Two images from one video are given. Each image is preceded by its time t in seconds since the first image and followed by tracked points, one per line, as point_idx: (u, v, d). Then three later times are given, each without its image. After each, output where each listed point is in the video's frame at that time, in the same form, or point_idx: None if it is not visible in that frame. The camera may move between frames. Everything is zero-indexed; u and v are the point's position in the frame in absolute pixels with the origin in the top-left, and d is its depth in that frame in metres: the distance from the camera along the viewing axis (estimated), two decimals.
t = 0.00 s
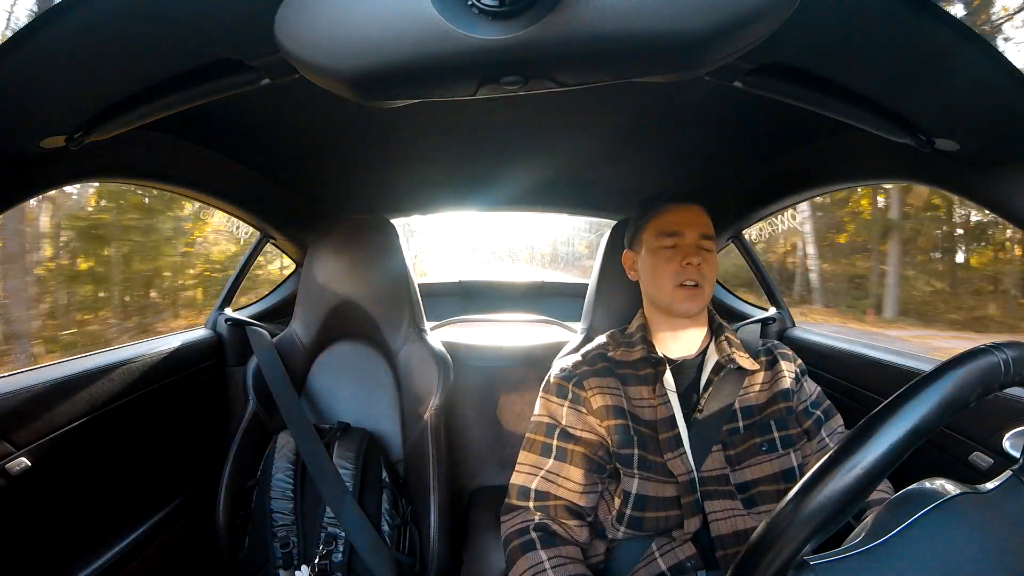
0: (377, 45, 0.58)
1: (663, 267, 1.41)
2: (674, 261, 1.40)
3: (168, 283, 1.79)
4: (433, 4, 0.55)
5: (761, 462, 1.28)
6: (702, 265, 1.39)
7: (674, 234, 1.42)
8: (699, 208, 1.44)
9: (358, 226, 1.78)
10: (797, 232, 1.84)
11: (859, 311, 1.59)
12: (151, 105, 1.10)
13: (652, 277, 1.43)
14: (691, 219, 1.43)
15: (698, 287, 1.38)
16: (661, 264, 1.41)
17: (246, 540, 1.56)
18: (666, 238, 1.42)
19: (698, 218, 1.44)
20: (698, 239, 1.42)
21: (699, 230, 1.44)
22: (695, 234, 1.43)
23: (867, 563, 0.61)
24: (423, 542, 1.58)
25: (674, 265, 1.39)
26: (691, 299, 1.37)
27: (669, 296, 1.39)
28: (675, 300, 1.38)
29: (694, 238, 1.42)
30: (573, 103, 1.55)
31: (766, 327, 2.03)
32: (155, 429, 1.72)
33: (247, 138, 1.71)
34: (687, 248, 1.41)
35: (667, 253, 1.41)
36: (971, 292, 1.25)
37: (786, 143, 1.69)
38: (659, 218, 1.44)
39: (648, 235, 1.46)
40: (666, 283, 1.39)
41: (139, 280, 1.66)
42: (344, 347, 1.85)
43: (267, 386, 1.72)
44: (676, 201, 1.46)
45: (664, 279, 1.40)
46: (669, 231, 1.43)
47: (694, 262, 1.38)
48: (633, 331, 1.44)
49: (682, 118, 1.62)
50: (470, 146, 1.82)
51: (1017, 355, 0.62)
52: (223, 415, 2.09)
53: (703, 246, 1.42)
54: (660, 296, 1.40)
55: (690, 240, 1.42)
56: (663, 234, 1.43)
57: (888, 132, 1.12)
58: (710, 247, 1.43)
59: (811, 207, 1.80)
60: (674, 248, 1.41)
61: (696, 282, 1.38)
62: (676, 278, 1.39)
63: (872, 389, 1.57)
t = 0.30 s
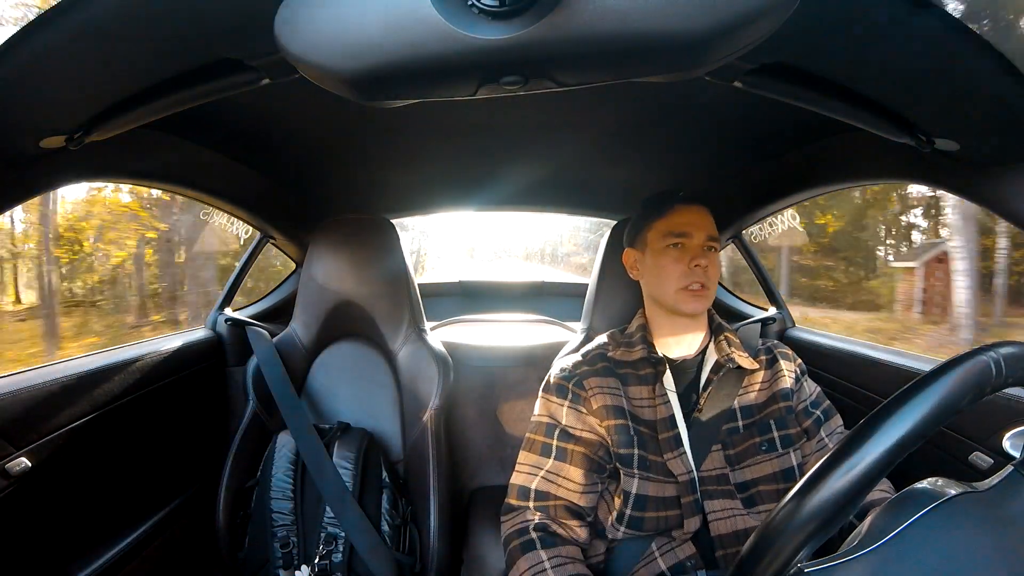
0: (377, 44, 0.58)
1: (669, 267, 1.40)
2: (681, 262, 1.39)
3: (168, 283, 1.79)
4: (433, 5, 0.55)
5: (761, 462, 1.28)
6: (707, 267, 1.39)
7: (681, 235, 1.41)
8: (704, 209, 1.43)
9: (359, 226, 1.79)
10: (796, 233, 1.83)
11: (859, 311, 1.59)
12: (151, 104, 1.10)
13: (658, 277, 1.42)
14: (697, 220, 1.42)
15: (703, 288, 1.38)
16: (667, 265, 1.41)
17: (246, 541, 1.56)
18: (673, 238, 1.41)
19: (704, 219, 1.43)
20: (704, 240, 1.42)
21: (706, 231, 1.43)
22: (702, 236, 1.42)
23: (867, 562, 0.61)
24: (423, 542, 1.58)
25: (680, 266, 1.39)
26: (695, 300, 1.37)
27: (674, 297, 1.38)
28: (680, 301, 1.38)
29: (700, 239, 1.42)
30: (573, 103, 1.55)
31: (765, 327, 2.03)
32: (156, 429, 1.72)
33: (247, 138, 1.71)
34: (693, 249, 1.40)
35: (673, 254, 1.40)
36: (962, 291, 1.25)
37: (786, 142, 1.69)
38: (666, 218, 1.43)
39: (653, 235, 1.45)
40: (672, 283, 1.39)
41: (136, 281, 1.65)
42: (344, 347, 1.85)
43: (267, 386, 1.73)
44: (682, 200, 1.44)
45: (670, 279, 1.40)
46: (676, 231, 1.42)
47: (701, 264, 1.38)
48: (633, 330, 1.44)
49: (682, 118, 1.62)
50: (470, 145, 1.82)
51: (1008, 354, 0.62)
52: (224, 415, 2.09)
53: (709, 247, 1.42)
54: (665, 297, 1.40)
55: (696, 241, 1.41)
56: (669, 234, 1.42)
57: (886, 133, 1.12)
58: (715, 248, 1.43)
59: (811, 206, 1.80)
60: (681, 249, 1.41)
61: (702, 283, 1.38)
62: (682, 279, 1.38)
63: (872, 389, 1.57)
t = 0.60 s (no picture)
0: (378, 44, 0.58)
1: (668, 270, 1.40)
2: (679, 265, 1.39)
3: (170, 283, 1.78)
4: (433, 4, 0.54)
5: (761, 462, 1.27)
6: (706, 269, 1.39)
7: (680, 237, 1.41)
8: (704, 210, 1.43)
9: (358, 226, 1.79)
10: (796, 233, 1.83)
11: (859, 311, 1.59)
12: (151, 103, 1.09)
13: (657, 279, 1.42)
14: (696, 222, 1.41)
15: (702, 291, 1.38)
16: (665, 267, 1.41)
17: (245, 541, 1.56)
18: (672, 241, 1.41)
19: (703, 221, 1.42)
20: (703, 242, 1.41)
21: (705, 233, 1.42)
22: (701, 238, 1.41)
23: (867, 563, 0.61)
24: (423, 542, 1.58)
25: (679, 269, 1.39)
26: (694, 303, 1.37)
27: (673, 300, 1.39)
28: (679, 304, 1.38)
29: (699, 241, 1.41)
30: (574, 104, 1.55)
31: (765, 327, 2.03)
32: (155, 429, 1.72)
33: (247, 138, 1.71)
34: (691, 252, 1.40)
35: (672, 257, 1.40)
36: (961, 291, 1.25)
37: (786, 142, 1.69)
38: (665, 219, 1.43)
39: (653, 237, 1.45)
40: (671, 286, 1.39)
41: (139, 282, 1.65)
42: (344, 347, 1.85)
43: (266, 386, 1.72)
44: (681, 202, 1.44)
45: (669, 282, 1.40)
46: (675, 234, 1.41)
47: (699, 267, 1.38)
48: (634, 331, 1.44)
49: (682, 118, 1.62)
50: (469, 145, 1.82)
51: (1009, 355, 0.62)
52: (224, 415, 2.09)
53: (708, 249, 1.41)
54: (665, 299, 1.40)
55: (695, 244, 1.40)
56: (669, 237, 1.42)
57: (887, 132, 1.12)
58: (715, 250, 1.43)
59: (810, 206, 1.80)
60: (679, 252, 1.40)
61: (701, 286, 1.38)
62: (681, 282, 1.38)
63: (872, 389, 1.57)
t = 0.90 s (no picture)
0: (378, 45, 0.58)
1: (671, 271, 1.40)
2: (682, 267, 1.39)
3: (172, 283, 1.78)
4: (433, 4, 0.54)
5: (761, 462, 1.27)
6: (709, 271, 1.38)
7: (683, 238, 1.40)
8: (709, 211, 1.42)
9: (359, 226, 1.79)
10: (796, 233, 1.83)
11: (858, 311, 1.59)
12: (151, 103, 1.09)
13: (659, 279, 1.42)
14: (700, 223, 1.40)
15: (703, 293, 1.37)
16: (668, 268, 1.40)
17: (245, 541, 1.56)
18: (675, 242, 1.40)
19: (708, 222, 1.41)
20: (707, 243, 1.40)
21: (709, 234, 1.41)
22: (704, 239, 1.40)
23: (864, 563, 0.61)
24: (423, 542, 1.58)
25: (682, 270, 1.39)
26: (696, 305, 1.37)
27: (675, 301, 1.38)
28: (680, 305, 1.38)
29: (703, 242, 1.40)
30: (574, 103, 1.55)
31: (765, 328, 2.03)
32: (156, 429, 1.72)
33: (247, 138, 1.71)
34: (695, 253, 1.39)
35: (674, 258, 1.40)
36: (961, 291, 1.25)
37: (787, 142, 1.69)
38: (669, 220, 1.42)
39: (656, 237, 1.44)
40: (673, 287, 1.39)
41: (141, 280, 1.65)
42: (344, 347, 1.85)
43: (266, 386, 1.72)
44: (686, 202, 1.42)
45: (671, 283, 1.39)
46: (679, 235, 1.40)
47: (702, 269, 1.38)
48: (634, 331, 1.44)
49: (682, 119, 1.62)
50: (469, 145, 1.82)
51: (1010, 355, 0.62)
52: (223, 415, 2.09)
53: (711, 251, 1.41)
54: (667, 300, 1.40)
55: (699, 246, 1.40)
56: (672, 237, 1.41)
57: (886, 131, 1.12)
58: (718, 252, 1.42)
59: (810, 206, 1.80)
60: (683, 253, 1.40)
61: (703, 288, 1.37)
62: (683, 283, 1.38)
63: (872, 389, 1.57)
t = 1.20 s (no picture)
0: (378, 45, 0.58)
1: (680, 269, 1.39)
2: (691, 265, 1.38)
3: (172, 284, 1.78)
4: (433, 4, 0.54)
5: (761, 461, 1.27)
6: (717, 271, 1.39)
7: (692, 237, 1.40)
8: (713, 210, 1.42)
9: (359, 226, 1.79)
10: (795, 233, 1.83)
11: (858, 311, 1.59)
12: (151, 103, 1.09)
13: (667, 278, 1.41)
14: (706, 223, 1.41)
15: (712, 293, 1.37)
16: (677, 267, 1.39)
17: (245, 542, 1.56)
18: (683, 241, 1.40)
19: (713, 221, 1.42)
20: (714, 243, 1.41)
21: (715, 234, 1.42)
22: (713, 238, 1.40)
23: (865, 564, 0.62)
24: (423, 542, 1.58)
25: (690, 269, 1.38)
26: (706, 304, 1.37)
27: (684, 300, 1.38)
28: (690, 305, 1.37)
29: (711, 242, 1.40)
30: (574, 104, 1.55)
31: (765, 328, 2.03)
32: (156, 429, 1.72)
33: (247, 138, 1.71)
34: (703, 252, 1.39)
35: (684, 257, 1.39)
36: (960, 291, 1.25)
37: (786, 142, 1.69)
38: (678, 219, 1.41)
39: (663, 235, 1.43)
40: (683, 286, 1.38)
41: (140, 280, 1.65)
42: (344, 347, 1.85)
43: (267, 386, 1.72)
44: (692, 201, 1.42)
45: (680, 282, 1.38)
46: (687, 233, 1.40)
47: (711, 269, 1.37)
48: (634, 331, 1.45)
49: (682, 119, 1.63)
50: (469, 146, 1.82)
51: (1009, 356, 0.62)
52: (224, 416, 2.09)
53: (717, 251, 1.41)
54: (675, 299, 1.39)
55: (707, 245, 1.40)
56: (680, 236, 1.40)
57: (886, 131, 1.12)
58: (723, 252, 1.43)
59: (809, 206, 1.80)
60: (691, 252, 1.39)
61: (712, 287, 1.37)
62: (692, 283, 1.37)
63: (872, 389, 1.57)
